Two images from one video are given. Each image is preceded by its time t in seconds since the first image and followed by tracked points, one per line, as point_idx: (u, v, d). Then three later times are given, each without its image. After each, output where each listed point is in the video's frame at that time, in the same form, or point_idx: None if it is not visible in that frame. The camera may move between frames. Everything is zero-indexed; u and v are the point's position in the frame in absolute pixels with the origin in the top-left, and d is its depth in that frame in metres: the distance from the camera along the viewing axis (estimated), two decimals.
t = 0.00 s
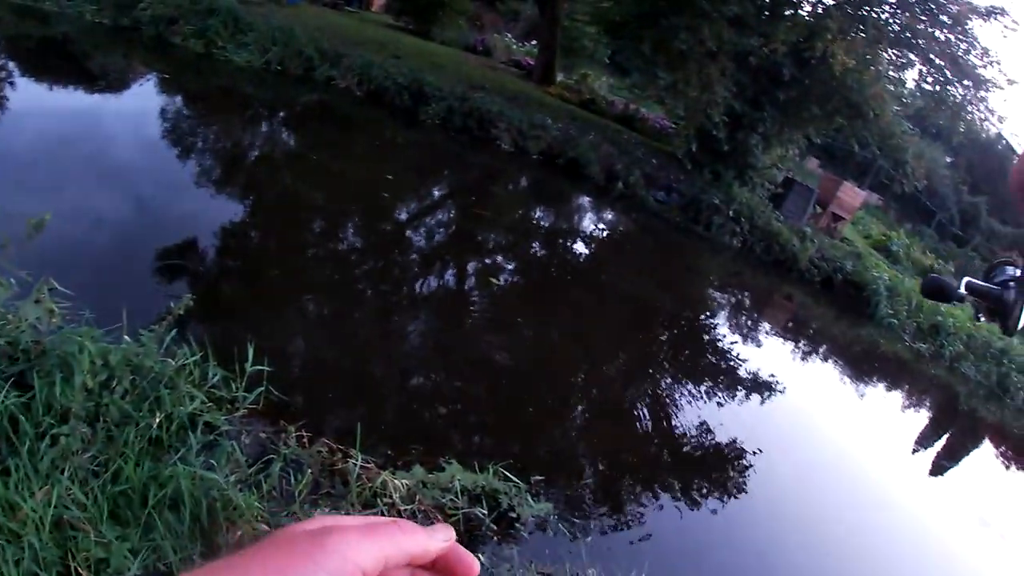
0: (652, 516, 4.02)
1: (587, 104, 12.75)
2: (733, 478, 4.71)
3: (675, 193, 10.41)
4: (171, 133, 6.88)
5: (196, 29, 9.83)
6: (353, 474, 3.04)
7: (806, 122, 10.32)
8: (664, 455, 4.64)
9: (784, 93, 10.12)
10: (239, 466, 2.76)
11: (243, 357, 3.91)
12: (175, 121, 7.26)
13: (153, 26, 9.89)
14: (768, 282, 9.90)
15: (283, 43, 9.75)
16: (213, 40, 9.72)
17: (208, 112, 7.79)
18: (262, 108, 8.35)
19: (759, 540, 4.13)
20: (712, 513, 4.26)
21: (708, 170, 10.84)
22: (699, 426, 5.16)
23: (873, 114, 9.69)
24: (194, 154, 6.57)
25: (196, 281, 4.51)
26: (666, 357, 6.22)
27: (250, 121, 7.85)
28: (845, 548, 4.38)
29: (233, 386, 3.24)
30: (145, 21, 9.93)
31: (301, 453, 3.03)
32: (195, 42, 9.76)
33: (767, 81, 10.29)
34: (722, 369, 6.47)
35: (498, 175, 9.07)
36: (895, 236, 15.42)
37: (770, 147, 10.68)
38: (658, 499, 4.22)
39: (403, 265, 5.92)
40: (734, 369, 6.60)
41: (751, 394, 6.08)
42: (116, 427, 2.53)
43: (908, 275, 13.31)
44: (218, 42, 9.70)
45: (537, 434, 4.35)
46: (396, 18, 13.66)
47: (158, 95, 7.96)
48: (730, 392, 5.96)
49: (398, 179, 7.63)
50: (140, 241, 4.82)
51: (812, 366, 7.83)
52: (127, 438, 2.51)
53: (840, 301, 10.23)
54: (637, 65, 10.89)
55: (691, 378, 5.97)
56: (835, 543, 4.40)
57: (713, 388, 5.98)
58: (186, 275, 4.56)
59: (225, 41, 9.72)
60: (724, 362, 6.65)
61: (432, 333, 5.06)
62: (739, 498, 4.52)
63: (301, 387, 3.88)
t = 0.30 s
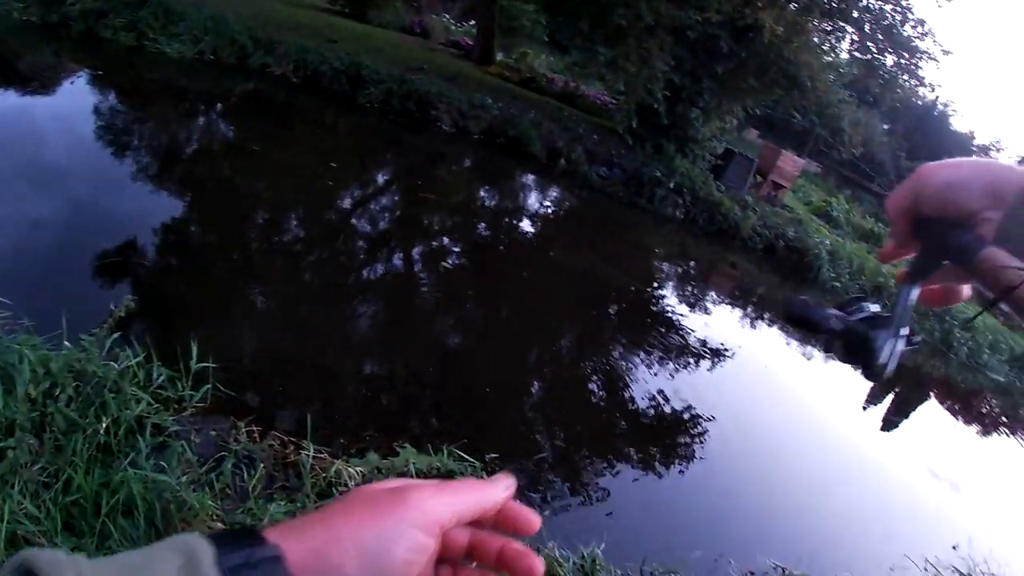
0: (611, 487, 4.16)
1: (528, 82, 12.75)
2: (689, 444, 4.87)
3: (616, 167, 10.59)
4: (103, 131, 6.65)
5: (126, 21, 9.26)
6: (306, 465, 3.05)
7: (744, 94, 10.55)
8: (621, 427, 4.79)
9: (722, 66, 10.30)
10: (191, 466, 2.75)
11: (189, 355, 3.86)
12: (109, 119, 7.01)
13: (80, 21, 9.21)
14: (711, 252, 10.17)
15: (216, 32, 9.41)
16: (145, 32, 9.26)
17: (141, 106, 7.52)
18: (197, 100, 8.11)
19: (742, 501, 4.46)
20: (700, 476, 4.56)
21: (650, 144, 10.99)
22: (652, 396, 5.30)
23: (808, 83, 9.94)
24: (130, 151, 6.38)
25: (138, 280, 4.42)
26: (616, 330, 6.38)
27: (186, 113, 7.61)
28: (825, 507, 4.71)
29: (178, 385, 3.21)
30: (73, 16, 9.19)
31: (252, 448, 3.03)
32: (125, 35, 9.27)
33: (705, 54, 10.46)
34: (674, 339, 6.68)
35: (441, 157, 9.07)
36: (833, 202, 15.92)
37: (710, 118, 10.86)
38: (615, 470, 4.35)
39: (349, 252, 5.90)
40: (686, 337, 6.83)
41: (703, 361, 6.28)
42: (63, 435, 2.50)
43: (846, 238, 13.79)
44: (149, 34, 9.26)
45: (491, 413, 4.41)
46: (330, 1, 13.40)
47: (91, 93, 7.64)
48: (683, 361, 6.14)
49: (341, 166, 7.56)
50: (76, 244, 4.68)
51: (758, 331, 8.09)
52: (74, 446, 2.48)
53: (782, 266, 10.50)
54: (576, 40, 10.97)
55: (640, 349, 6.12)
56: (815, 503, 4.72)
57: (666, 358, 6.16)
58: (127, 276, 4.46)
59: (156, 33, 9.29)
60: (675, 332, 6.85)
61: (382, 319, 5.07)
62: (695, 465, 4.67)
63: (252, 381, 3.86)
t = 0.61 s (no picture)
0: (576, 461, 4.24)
1: (477, 60, 12.66)
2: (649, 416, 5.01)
3: (568, 142, 10.63)
4: (42, 125, 6.39)
5: (64, 10, 8.40)
6: (267, 457, 3.05)
7: (692, 66, 10.67)
8: (583, 401, 4.91)
9: (671, 39, 10.37)
10: (152, 465, 2.72)
11: (144, 353, 3.80)
12: (53, 115, 6.62)
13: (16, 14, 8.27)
14: (664, 224, 10.36)
15: (156, 18, 8.83)
16: (83, 23, 8.43)
17: (82, 97, 7.20)
18: (140, 89, 7.82)
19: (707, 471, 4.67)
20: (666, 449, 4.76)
21: (600, 119, 11.07)
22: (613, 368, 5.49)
23: (755, 54, 10.07)
24: (73, 146, 6.18)
25: (88, 279, 4.31)
26: (574, 305, 6.47)
27: (128, 104, 7.38)
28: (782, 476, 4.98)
29: (133, 384, 3.17)
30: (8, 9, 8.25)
31: (212, 443, 3.03)
32: (64, 27, 8.34)
33: (652, 27, 10.50)
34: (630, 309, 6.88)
35: (392, 138, 8.99)
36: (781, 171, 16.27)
37: (659, 92, 11.12)
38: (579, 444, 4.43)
39: (303, 239, 5.85)
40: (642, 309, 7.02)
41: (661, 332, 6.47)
42: (19, 444, 2.47)
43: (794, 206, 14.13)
44: (88, 23, 8.43)
45: (453, 394, 4.45)
46: None
47: (30, 87, 7.08)
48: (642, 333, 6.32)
49: (291, 152, 7.44)
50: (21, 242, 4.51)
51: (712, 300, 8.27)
52: (30, 453, 2.44)
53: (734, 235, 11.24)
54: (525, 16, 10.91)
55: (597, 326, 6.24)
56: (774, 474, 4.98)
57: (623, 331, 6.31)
58: (77, 275, 4.33)
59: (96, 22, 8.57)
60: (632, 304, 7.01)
61: (338, 305, 5.04)
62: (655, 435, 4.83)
63: (211, 376, 3.82)
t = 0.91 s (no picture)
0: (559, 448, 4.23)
1: (454, 48, 12.59)
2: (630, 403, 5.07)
3: (546, 131, 10.65)
4: (12, 121, 6.25)
5: (34, 4, 8.07)
6: (252, 453, 3.03)
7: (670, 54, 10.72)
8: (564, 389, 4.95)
9: (648, 27, 10.36)
10: (137, 465, 2.69)
11: (124, 352, 3.76)
12: (25, 111, 6.49)
13: None
14: (644, 211, 10.47)
15: (127, 9, 8.61)
16: (54, 16, 8.13)
17: (52, 91, 7.04)
18: (112, 82, 7.67)
19: (692, 455, 4.70)
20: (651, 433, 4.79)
21: (578, 107, 11.08)
22: (593, 355, 5.56)
23: (731, 41, 10.14)
24: (45, 142, 6.07)
25: (65, 278, 4.24)
26: (554, 294, 6.50)
27: (100, 98, 7.25)
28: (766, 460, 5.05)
29: (114, 384, 3.14)
30: None
31: (196, 441, 3.01)
32: (34, 21, 8.03)
33: (629, 15, 10.51)
34: (610, 297, 6.95)
35: (369, 127, 8.93)
36: (758, 158, 16.42)
37: (637, 80, 11.18)
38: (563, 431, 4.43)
39: (282, 232, 5.81)
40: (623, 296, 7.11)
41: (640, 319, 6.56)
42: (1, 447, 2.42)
43: (771, 191, 14.28)
44: (59, 17, 8.13)
45: (436, 385, 4.45)
46: None
47: None
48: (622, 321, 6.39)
49: (267, 144, 7.36)
50: None
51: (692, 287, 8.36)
52: (14, 456, 2.41)
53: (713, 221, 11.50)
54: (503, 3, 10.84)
55: (578, 315, 6.28)
56: (758, 458, 5.05)
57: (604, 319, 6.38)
58: (54, 274, 4.26)
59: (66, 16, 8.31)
60: (612, 292, 7.07)
61: (319, 298, 5.02)
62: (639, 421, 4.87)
63: (192, 373, 3.78)
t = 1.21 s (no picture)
0: (564, 452, 4.26)
1: (456, 53, 12.61)
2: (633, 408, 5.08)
3: (548, 135, 10.66)
4: (14, 124, 6.25)
5: (36, 8, 8.11)
6: (256, 457, 3.02)
7: (672, 60, 10.73)
8: (567, 394, 4.96)
9: (649, 32, 10.37)
10: (140, 470, 2.68)
11: (125, 357, 3.74)
12: (26, 115, 6.49)
13: None
14: (645, 216, 10.52)
15: (129, 14, 8.66)
16: (55, 21, 8.18)
17: (54, 95, 7.04)
18: (113, 86, 7.67)
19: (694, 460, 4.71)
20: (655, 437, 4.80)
21: (580, 112, 11.07)
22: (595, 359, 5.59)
23: (733, 48, 10.18)
24: (47, 146, 6.06)
25: (66, 282, 4.23)
26: (557, 298, 6.50)
27: (102, 101, 7.26)
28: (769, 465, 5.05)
29: (118, 388, 3.13)
30: None
31: (200, 446, 3.00)
32: (36, 25, 8.06)
33: (631, 20, 10.49)
34: (613, 302, 6.96)
35: (372, 132, 8.94)
36: (760, 163, 16.42)
37: (639, 86, 11.12)
38: (568, 436, 4.46)
39: (284, 237, 5.80)
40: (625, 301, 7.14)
41: (642, 324, 6.59)
42: (4, 452, 2.42)
43: (773, 196, 14.28)
44: (61, 21, 8.18)
45: (440, 390, 4.44)
46: None
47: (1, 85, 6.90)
48: (624, 326, 6.41)
49: (269, 149, 7.37)
50: None
51: (694, 292, 8.37)
52: (18, 461, 2.40)
53: (714, 226, 11.54)
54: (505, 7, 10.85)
55: (580, 319, 6.28)
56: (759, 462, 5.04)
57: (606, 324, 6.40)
58: (55, 277, 4.25)
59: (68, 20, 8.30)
60: (614, 297, 7.08)
61: (321, 302, 5.01)
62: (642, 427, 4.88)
63: (194, 378, 3.77)
